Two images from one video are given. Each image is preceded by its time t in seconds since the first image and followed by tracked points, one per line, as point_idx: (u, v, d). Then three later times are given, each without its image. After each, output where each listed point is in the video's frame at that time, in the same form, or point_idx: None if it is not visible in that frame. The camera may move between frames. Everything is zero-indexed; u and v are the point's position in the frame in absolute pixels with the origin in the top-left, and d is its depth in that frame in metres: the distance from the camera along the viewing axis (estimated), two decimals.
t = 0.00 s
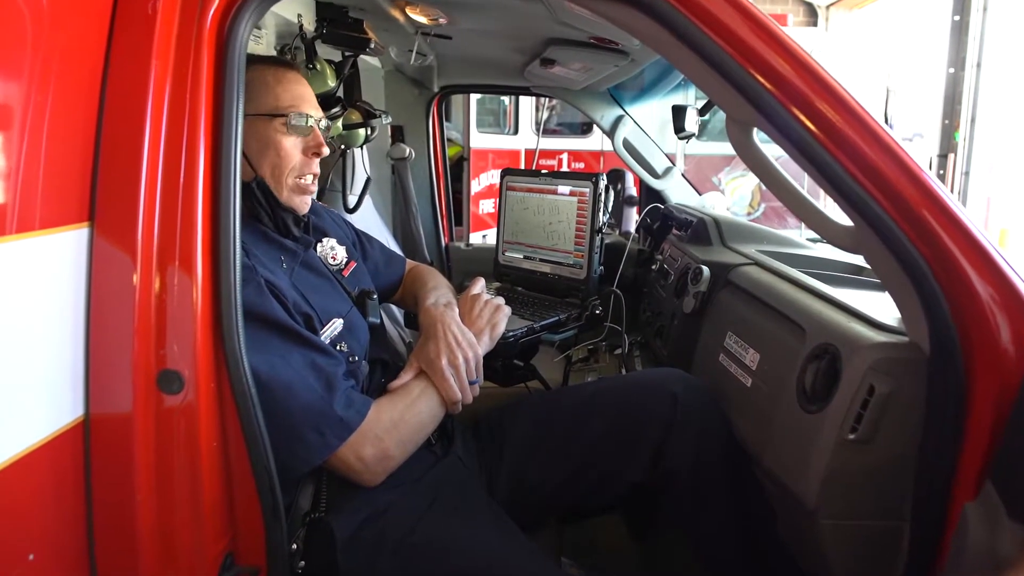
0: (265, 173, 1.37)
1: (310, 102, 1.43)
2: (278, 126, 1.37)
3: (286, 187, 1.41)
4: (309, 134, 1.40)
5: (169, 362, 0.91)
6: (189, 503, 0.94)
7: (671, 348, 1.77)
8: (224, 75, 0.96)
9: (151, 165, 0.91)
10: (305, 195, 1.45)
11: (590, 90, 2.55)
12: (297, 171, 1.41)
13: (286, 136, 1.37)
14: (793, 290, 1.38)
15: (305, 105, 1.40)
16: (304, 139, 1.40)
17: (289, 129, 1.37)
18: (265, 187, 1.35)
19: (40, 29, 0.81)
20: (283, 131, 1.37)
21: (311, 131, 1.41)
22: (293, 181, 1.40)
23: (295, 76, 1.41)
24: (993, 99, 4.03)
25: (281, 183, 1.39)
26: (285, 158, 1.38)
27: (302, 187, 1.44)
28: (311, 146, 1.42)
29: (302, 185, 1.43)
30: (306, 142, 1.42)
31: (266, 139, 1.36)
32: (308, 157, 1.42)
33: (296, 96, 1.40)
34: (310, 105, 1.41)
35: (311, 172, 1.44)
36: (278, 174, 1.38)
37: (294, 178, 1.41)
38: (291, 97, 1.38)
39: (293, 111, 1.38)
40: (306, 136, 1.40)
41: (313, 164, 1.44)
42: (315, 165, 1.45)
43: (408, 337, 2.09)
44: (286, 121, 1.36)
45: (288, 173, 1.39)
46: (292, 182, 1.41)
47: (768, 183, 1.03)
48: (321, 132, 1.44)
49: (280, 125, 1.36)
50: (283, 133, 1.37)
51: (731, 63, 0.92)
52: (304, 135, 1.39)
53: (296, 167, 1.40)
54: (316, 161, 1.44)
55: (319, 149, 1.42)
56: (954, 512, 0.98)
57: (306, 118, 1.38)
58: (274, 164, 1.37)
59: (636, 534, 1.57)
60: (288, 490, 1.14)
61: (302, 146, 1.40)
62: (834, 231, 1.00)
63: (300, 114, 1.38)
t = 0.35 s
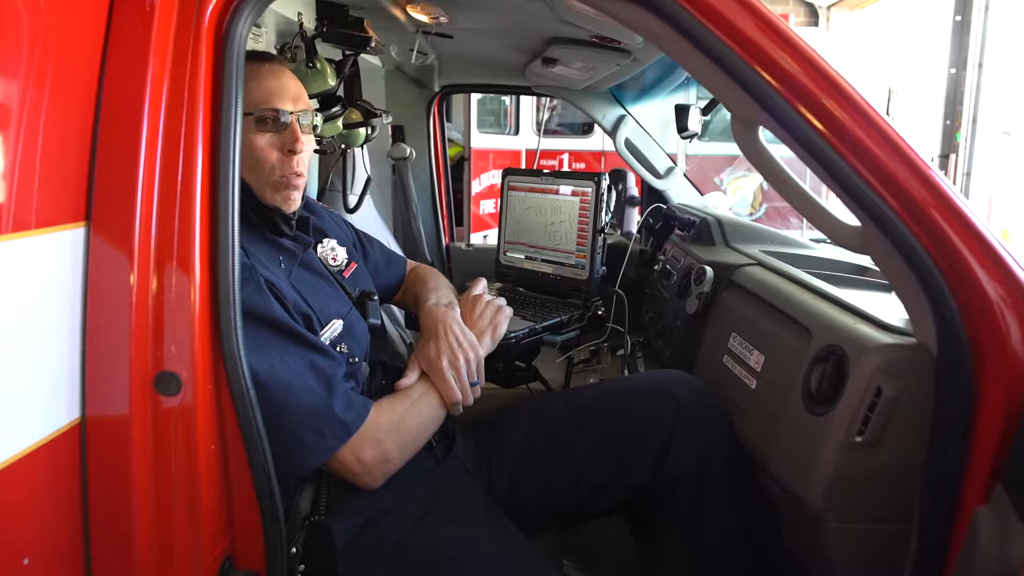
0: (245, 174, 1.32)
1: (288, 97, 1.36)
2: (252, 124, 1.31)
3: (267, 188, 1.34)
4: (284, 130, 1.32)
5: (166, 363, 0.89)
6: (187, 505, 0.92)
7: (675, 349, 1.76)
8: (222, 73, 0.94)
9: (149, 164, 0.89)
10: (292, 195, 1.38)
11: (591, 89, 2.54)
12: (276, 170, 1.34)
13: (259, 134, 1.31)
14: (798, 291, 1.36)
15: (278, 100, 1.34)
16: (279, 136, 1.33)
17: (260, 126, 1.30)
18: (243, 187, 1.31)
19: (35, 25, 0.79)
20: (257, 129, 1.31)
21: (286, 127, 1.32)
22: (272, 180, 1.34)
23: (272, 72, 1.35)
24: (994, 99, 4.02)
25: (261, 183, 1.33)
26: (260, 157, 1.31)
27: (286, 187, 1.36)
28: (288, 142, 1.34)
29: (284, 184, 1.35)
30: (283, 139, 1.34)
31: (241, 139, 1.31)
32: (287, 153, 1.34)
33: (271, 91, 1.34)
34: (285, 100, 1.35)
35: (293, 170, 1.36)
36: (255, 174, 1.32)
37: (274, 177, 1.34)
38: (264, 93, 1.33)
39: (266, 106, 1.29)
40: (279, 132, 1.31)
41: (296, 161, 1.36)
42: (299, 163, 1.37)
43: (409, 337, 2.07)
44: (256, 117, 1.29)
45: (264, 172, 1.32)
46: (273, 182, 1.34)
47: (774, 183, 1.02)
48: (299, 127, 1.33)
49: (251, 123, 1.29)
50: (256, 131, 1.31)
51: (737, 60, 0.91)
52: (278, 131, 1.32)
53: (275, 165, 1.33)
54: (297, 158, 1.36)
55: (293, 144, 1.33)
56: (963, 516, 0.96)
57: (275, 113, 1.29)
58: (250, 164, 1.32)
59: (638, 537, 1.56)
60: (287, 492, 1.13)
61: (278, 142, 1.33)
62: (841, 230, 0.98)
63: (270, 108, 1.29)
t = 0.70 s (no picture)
0: (242, 177, 1.33)
1: (286, 99, 1.35)
2: (250, 127, 1.31)
3: (263, 191, 1.35)
4: (282, 133, 1.33)
5: (165, 363, 0.89)
6: (186, 505, 0.92)
7: (675, 349, 1.76)
8: (221, 72, 0.94)
9: (147, 163, 0.89)
10: (288, 198, 1.38)
11: (591, 89, 2.54)
12: (273, 172, 1.34)
13: (257, 137, 1.31)
14: (798, 291, 1.36)
15: (276, 102, 1.34)
16: (276, 138, 1.33)
17: (258, 128, 1.31)
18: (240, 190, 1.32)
19: (33, 24, 0.79)
20: (254, 131, 1.31)
21: (285, 129, 1.32)
22: (269, 183, 1.34)
23: (270, 73, 1.34)
24: (994, 100, 4.03)
25: (257, 186, 1.33)
26: (257, 160, 1.32)
27: (282, 190, 1.36)
28: (285, 144, 1.34)
29: (281, 186, 1.35)
30: (281, 141, 1.34)
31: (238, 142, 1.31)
32: (284, 156, 1.34)
33: (269, 93, 1.33)
34: (283, 103, 1.35)
35: (290, 172, 1.36)
36: (251, 176, 1.32)
37: (270, 179, 1.34)
38: (262, 96, 1.32)
39: (264, 109, 1.30)
40: (278, 134, 1.32)
41: (293, 164, 1.36)
42: (296, 165, 1.37)
43: (409, 337, 2.07)
44: (255, 120, 1.29)
45: (261, 175, 1.32)
46: (268, 184, 1.34)
47: (776, 184, 1.02)
48: (296, 129, 1.34)
49: (249, 126, 1.30)
50: (254, 134, 1.31)
51: (737, 59, 0.91)
52: (276, 134, 1.32)
53: (271, 168, 1.33)
54: (294, 160, 1.36)
55: (291, 147, 1.33)
56: (964, 517, 0.96)
57: (274, 115, 1.30)
58: (247, 167, 1.32)
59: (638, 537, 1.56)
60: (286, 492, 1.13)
61: (275, 145, 1.33)
62: (842, 230, 0.98)
63: (269, 111, 1.30)
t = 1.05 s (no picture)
0: (237, 181, 1.32)
1: (279, 102, 1.35)
2: (243, 132, 1.31)
3: (259, 194, 1.34)
4: (275, 137, 1.32)
5: (159, 363, 0.89)
6: (181, 505, 0.92)
7: (673, 350, 1.75)
8: (216, 72, 0.94)
9: (142, 163, 0.89)
10: (284, 201, 1.37)
11: (590, 89, 2.55)
12: (268, 177, 1.33)
13: (250, 142, 1.30)
14: (795, 291, 1.36)
15: (269, 106, 1.33)
16: (270, 143, 1.32)
17: (251, 134, 1.31)
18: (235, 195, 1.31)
19: (26, 24, 0.80)
20: (248, 136, 1.31)
21: (278, 133, 1.32)
22: (264, 187, 1.33)
23: (262, 76, 1.34)
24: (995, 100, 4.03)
25: (252, 190, 1.33)
26: (251, 165, 1.31)
27: (278, 194, 1.35)
28: (279, 148, 1.33)
29: (276, 191, 1.34)
30: (275, 145, 1.33)
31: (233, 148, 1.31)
32: (279, 160, 1.33)
33: (262, 97, 1.33)
34: (276, 106, 1.34)
35: (285, 176, 1.35)
36: (247, 182, 1.32)
37: (265, 183, 1.33)
38: (254, 100, 1.32)
39: (256, 114, 1.31)
40: (271, 138, 1.32)
41: (288, 168, 1.35)
42: (292, 168, 1.36)
43: (407, 338, 2.07)
44: (247, 126, 1.30)
45: (256, 179, 1.31)
46: (265, 188, 1.34)
47: (774, 186, 1.01)
48: (290, 133, 1.33)
49: (242, 132, 1.30)
50: (247, 140, 1.31)
51: (731, 60, 0.91)
52: (269, 138, 1.32)
53: (266, 172, 1.32)
54: (289, 164, 1.35)
55: (285, 151, 1.32)
56: (960, 518, 0.96)
57: (266, 119, 1.31)
58: (242, 172, 1.31)
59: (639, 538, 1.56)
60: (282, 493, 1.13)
61: (270, 149, 1.33)
62: (839, 231, 0.98)
63: (261, 116, 1.31)
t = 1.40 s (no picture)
0: (233, 180, 1.33)
1: (275, 102, 1.35)
2: (240, 132, 1.32)
3: (255, 194, 1.35)
4: (271, 136, 1.33)
5: (155, 363, 0.89)
6: (176, 505, 0.92)
7: (670, 350, 1.75)
8: (211, 73, 0.94)
9: (137, 164, 0.89)
10: (280, 201, 1.38)
11: (589, 90, 2.55)
12: (264, 176, 1.34)
13: (247, 141, 1.32)
14: (792, 291, 1.36)
15: (266, 106, 1.33)
16: (267, 142, 1.33)
17: (248, 133, 1.32)
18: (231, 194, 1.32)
19: (21, 24, 0.80)
20: (244, 136, 1.32)
21: (274, 132, 1.33)
22: (261, 186, 1.34)
23: (258, 76, 1.34)
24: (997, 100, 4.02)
25: (248, 189, 1.34)
26: (248, 163, 1.31)
27: (274, 194, 1.36)
28: (276, 148, 1.34)
29: (273, 190, 1.35)
30: (272, 145, 1.34)
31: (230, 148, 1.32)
32: (276, 160, 1.34)
33: (258, 97, 1.33)
34: (272, 106, 1.34)
35: (282, 176, 1.36)
36: (243, 181, 1.33)
37: (261, 182, 1.34)
38: (250, 100, 1.32)
39: (252, 113, 1.32)
40: (267, 138, 1.33)
41: (284, 167, 1.36)
42: (288, 168, 1.37)
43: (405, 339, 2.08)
44: (244, 125, 1.31)
45: (252, 179, 1.32)
46: (260, 188, 1.34)
47: (770, 187, 1.01)
48: (286, 132, 1.34)
49: (238, 131, 1.31)
50: (244, 139, 1.32)
51: (727, 61, 0.91)
52: (266, 137, 1.33)
53: (262, 171, 1.33)
54: (286, 164, 1.36)
55: (282, 150, 1.33)
56: (955, 519, 0.96)
57: (263, 118, 1.32)
58: (238, 171, 1.32)
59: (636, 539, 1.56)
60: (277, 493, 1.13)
61: (266, 149, 1.33)
62: (835, 232, 0.97)
63: (257, 115, 1.32)
